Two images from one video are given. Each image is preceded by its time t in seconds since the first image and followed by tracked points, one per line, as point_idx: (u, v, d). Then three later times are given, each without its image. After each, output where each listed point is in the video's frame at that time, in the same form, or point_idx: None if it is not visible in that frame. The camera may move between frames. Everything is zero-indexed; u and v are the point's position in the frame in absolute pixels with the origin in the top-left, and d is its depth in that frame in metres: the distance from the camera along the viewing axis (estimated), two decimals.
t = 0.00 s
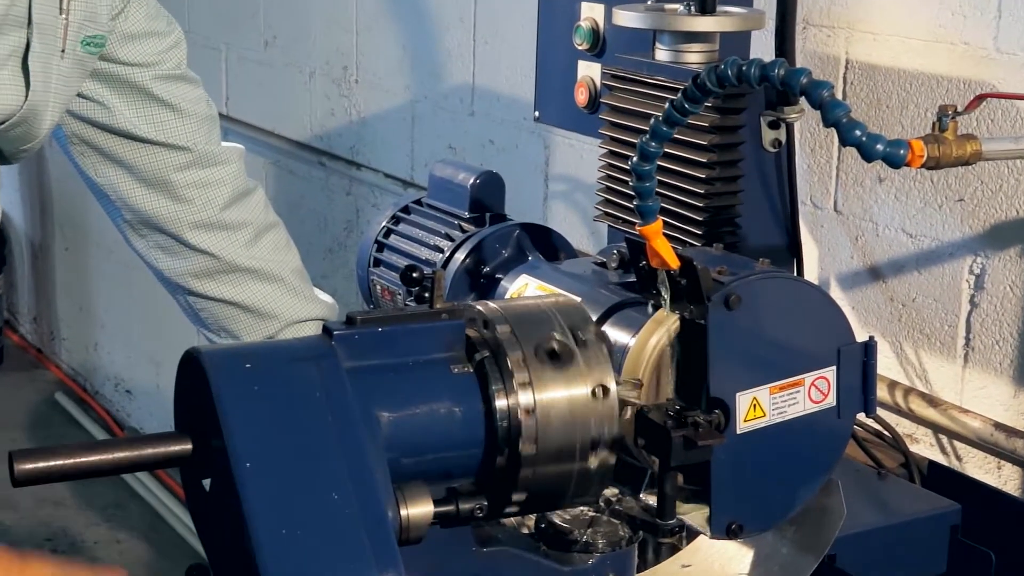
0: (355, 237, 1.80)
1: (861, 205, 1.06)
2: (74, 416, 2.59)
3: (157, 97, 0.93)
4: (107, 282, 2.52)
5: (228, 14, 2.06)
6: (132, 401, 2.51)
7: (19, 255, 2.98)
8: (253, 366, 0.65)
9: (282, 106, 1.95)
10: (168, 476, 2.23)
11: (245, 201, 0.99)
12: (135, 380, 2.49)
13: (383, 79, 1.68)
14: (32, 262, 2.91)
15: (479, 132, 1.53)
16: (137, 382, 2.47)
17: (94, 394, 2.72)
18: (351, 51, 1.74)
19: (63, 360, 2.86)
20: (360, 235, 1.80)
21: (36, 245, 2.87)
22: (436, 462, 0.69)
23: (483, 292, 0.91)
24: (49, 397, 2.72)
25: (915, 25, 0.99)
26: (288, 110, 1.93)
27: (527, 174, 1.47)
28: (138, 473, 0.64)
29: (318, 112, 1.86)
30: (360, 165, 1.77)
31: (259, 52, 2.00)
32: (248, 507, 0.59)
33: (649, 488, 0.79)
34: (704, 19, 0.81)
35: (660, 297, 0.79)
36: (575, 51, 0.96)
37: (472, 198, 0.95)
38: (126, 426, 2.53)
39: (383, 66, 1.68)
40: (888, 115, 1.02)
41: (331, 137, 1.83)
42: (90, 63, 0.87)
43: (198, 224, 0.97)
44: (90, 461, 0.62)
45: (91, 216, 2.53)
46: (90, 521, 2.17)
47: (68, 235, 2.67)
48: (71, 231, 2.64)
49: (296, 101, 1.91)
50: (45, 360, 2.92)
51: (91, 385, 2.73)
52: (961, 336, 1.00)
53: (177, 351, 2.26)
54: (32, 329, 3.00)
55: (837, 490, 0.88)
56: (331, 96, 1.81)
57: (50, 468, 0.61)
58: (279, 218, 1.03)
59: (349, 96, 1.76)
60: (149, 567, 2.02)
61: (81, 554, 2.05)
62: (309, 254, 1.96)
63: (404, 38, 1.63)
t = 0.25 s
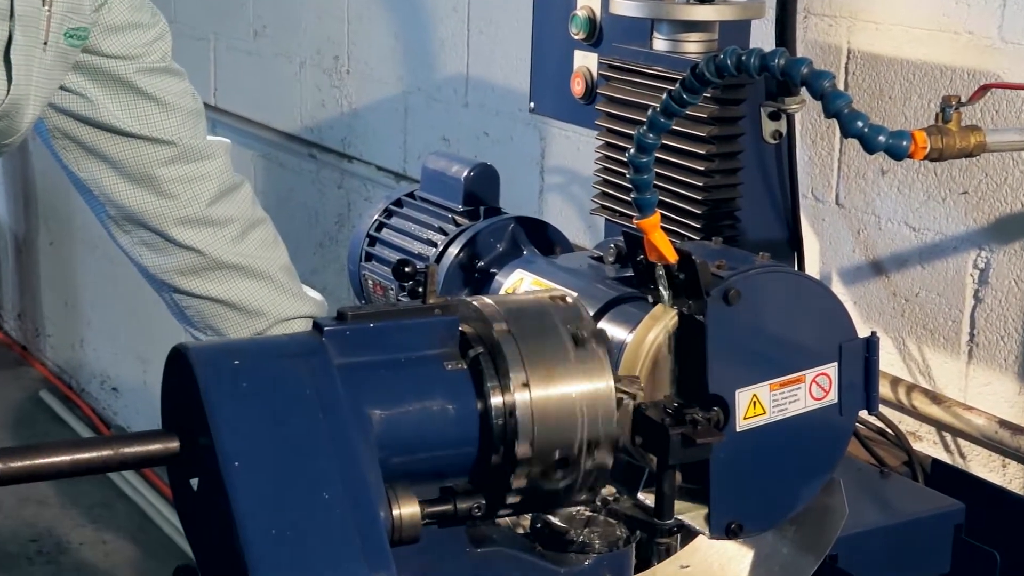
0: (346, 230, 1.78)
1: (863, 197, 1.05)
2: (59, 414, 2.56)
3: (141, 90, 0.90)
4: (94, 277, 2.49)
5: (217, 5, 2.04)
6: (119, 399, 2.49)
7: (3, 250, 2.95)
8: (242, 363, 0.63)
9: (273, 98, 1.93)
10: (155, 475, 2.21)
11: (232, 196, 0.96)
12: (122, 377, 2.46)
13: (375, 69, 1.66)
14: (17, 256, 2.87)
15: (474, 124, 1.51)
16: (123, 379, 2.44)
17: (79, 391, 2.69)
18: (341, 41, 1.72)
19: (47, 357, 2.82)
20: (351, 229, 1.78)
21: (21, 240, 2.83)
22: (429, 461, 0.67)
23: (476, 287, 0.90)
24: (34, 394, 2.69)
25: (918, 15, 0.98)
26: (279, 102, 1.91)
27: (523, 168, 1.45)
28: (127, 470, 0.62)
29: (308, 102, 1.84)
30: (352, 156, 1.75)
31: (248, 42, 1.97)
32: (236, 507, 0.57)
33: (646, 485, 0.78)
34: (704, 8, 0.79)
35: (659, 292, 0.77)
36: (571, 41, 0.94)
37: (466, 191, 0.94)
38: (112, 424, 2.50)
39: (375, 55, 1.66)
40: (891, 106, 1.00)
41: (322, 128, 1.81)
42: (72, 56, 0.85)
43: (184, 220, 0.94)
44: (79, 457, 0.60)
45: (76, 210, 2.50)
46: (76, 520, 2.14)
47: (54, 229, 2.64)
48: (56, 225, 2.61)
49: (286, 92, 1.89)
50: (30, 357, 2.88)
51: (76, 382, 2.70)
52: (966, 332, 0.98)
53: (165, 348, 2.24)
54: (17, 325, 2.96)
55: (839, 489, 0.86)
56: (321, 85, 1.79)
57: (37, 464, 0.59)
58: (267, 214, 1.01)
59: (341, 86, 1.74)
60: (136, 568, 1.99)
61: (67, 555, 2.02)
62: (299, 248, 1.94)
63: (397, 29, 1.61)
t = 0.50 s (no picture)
0: (339, 224, 1.76)
1: (867, 190, 1.03)
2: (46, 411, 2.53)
3: (131, 81, 0.88)
4: (83, 273, 2.47)
5: None
6: (106, 396, 2.46)
7: None
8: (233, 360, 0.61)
9: (264, 89, 1.91)
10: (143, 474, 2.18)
11: (224, 190, 0.95)
12: (110, 374, 2.44)
13: (368, 60, 1.65)
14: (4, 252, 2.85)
15: (469, 115, 1.49)
16: (112, 376, 2.42)
17: (66, 388, 2.66)
18: (334, 31, 1.70)
19: (34, 353, 2.79)
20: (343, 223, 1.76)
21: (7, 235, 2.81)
22: (424, 459, 0.65)
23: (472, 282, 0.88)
24: (20, 392, 2.66)
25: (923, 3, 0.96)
26: (271, 94, 1.89)
27: (520, 161, 1.43)
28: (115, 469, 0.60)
29: (299, 92, 1.82)
30: (346, 148, 1.74)
31: (239, 32, 1.95)
32: (227, 506, 0.55)
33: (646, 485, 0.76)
34: None
35: (659, 286, 0.75)
36: (570, 30, 0.92)
37: (462, 183, 0.92)
38: (100, 422, 2.47)
39: (369, 46, 1.64)
40: (896, 97, 0.99)
41: (315, 120, 1.79)
42: (61, 45, 0.83)
43: (174, 214, 0.92)
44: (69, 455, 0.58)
45: (64, 204, 2.48)
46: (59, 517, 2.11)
47: (41, 223, 2.62)
48: (44, 219, 2.59)
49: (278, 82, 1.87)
50: (16, 354, 2.85)
51: (63, 379, 2.67)
52: (972, 327, 0.97)
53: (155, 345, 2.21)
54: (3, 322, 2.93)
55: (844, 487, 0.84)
56: (313, 76, 1.78)
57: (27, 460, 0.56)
58: (259, 208, 0.99)
59: (334, 77, 1.72)
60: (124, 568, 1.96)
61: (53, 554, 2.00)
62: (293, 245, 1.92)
63: (391, 20, 1.59)
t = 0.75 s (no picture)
0: (332, 216, 1.74)
1: (872, 181, 1.01)
2: (34, 407, 2.50)
3: (119, 70, 0.87)
4: (72, 266, 2.44)
5: None
6: (95, 392, 2.43)
7: None
8: (224, 353, 0.59)
9: (255, 76, 1.89)
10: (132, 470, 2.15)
11: (214, 181, 0.93)
12: (100, 369, 2.41)
13: (362, 48, 1.63)
14: None
15: (466, 105, 1.47)
16: (102, 371, 2.39)
17: (54, 384, 2.63)
18: (327, 19, 1.68)
19: (22, 348, 2.76)
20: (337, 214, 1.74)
21: None
22: (419, 456, 0.63)
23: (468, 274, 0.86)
24: (8, 387, 2.62)
25: None
26: (262, 82, 1.87)
27: (518, 152, 1.41)
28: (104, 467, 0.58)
29: (291, 81, 1.80)
30: (339, 139, 1.72)
31: (229, 19, 1.94)
32: (218, 503, 0.53)
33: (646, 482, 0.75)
34: None
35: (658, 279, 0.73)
36: (568, 17, 0.90)
37: (458, 174, 0.90)
38: (88, 418, 2.44)
39: (363, 34, 1.62)
40: (901, 86, 0.97)
41: (307, 109, 1.78)
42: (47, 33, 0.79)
43: (163, 206, 0.91)
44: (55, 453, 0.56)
45: (53, 197, 2.45)
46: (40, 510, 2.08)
47: (28, 215, 2.59)
48: (32, 212, 2.56)
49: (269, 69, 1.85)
50: (3, 349, 2.82)
51: (52, 374, 2.64)
52: (978, 322, 0.95)
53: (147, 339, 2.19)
54: None
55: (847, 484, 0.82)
56: (305, 63, 1.76)
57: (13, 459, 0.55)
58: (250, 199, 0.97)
59: (327, 65, 1.70)
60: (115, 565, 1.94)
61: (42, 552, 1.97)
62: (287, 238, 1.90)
63: (384, 7, 1.57)
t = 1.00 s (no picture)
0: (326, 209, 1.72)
1: (877, 172, 0.99)
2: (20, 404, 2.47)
3: (104, 62, 0.84)
4: (61, 261, 2.41)
5: None
6: (83, 389, 2.40)
7: None
8: (213, 350, 0.57)
9: (247, 67, 1.87)
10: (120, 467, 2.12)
11: (202, 175, 0.91)
12: (88, 366, 2.38)
13: (355, 37, 1.61)
14: None
15: (461, 95, 1.45)
16: (89, 367, 2.36)
17: (39, 380, 2.59)
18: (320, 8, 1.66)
19: (7, 344, 2.73)
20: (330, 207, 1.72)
21: None
22: (413, 454, 0.61)
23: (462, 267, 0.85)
24: None
25: None
26: (255, 73, 1.85)
27: (514, 145, 1.40)
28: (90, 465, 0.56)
29: (283, 71, 1.78)
30: (332, 129, 1.70)
31: (219, 7, 1.92)
32: (208, 502, 0.52)
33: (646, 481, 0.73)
34: None
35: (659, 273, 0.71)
36: (566, 4, 0.88)
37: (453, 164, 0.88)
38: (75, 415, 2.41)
39: (356, 23, 1.60)
40: (906, 75, 0.95)
41: (299, 99, 1.76)
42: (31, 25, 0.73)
43: (150, 201, 0.89)
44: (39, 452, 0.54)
45: (40, 191, 2.42)
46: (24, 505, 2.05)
47: (15, 208, 2.55)
48: (19, 206, 2.53)
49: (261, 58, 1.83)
50: None
51: (38, 371, 2.61)
52: (985, 316, 0.93)
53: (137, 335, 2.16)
54: None
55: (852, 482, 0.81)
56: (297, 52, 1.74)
57: None
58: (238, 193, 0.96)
59: (320, 55, 1.69)
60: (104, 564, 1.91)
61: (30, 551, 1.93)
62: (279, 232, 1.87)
63: None
